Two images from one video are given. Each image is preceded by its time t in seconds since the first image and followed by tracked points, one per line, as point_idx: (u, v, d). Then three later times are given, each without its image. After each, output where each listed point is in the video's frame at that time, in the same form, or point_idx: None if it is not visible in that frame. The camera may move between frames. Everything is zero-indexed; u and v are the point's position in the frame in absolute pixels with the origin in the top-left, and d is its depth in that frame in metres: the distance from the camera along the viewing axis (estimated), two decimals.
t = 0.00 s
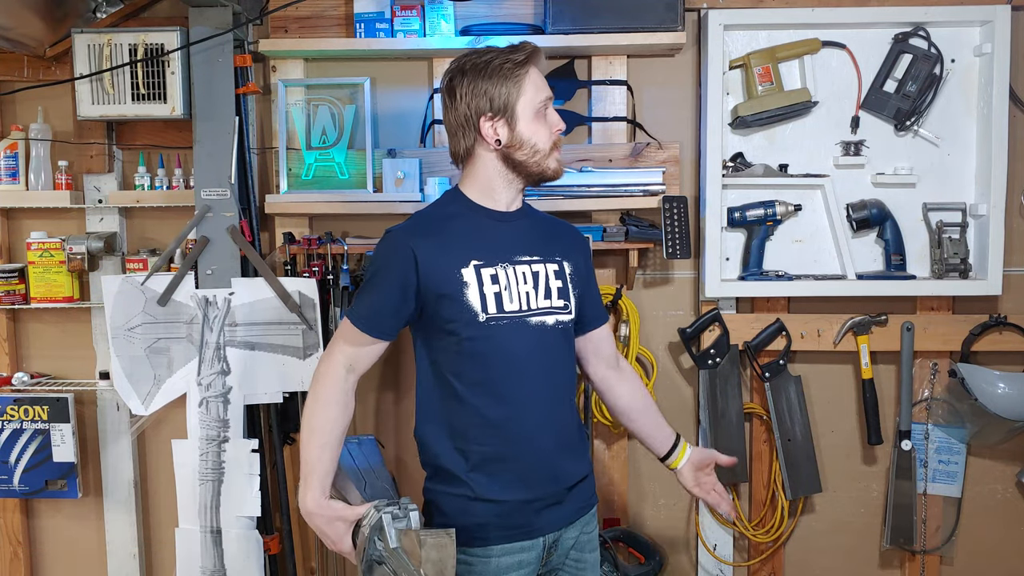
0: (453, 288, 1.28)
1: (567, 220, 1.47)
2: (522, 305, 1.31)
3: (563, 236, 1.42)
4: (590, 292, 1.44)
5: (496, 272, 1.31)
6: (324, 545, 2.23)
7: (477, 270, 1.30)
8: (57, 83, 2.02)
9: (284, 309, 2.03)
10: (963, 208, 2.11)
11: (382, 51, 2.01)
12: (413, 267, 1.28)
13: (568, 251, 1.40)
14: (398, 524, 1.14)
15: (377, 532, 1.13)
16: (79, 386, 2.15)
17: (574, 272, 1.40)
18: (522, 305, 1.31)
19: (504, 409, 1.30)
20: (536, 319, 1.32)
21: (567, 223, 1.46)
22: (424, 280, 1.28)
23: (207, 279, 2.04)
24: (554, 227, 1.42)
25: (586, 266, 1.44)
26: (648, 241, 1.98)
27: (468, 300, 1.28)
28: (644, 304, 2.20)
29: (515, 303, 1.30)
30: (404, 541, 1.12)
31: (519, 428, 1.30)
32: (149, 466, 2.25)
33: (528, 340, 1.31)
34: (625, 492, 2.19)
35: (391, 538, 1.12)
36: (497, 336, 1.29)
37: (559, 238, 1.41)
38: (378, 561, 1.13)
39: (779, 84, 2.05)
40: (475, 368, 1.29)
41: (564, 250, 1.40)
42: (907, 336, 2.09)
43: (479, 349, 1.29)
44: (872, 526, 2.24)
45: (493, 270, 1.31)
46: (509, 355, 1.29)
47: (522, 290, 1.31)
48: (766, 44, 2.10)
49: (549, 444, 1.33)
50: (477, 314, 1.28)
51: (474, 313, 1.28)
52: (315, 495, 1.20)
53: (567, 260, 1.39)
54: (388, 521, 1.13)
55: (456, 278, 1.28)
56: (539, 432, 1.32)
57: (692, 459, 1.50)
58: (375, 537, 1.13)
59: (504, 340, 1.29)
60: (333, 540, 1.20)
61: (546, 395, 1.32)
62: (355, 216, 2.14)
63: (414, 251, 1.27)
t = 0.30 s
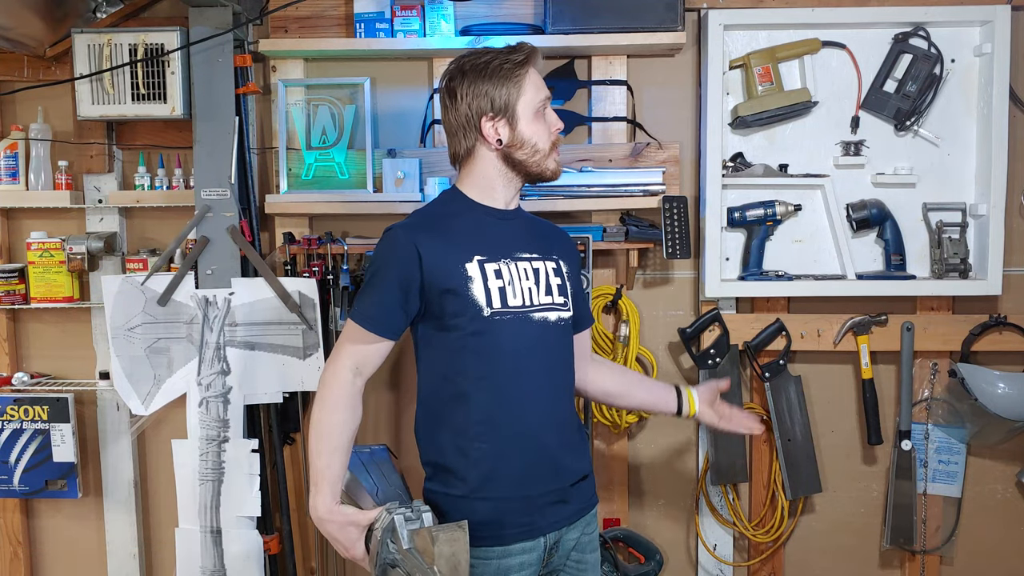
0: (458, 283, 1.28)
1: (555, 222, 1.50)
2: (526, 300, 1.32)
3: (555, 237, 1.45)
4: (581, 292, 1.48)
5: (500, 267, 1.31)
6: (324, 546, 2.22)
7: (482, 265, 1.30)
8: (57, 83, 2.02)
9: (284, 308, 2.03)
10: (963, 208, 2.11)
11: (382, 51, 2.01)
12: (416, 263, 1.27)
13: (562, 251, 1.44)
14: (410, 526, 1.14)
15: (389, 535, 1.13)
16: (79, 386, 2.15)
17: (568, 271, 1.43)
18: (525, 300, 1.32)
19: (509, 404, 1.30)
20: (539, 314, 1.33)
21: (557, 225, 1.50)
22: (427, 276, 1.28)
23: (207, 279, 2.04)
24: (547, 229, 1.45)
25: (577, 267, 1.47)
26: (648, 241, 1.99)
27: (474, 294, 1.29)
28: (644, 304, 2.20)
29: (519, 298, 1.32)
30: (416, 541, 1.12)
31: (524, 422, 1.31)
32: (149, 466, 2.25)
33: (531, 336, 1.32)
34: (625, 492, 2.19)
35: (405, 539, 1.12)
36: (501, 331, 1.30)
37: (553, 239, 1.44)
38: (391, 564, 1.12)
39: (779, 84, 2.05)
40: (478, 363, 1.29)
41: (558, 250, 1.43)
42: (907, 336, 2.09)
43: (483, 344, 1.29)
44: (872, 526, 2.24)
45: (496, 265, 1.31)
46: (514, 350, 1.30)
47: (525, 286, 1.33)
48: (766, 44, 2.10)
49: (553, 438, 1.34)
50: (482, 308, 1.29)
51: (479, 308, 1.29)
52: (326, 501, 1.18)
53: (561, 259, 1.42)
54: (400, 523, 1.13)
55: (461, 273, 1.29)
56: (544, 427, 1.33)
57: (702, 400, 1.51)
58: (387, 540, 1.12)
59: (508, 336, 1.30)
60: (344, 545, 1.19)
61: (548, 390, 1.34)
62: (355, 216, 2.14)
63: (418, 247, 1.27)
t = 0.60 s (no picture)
0: (461, 282, 1.28)
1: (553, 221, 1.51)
2: (528, 298, 1.32)
3: (554, 235, 1.45)
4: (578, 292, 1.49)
5: (502, 266, 1.32)
6: (324, 547, 2.22)
7: (484, 263, 1.30)
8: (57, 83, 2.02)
9: (285, 309, 2.03)
10: (962, 208, 2.11)
11: (382, 51, 2.01)
12: (418, 264, 1.27)
13: (561, 249, 1.44)
14: (425, 519, 1.18)
15: (405, 530, 1.16)
16: (79, 386, 2.15)
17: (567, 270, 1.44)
18: (527, 298, 1.32)
19: (512, 402, 1.30)
20: (540, 312, 1.33)
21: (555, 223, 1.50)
22: (429, 277, 1.28)
23: (207, 279, 2.04)
24: (545, 228, 1.45)
25: (575, 265, 1.48)
26: (648, 241, 1.99)
27: (476, 292, 1.29)
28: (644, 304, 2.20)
29: (521, 296, 1.32)
30: (434, 532, 1.17)
31: (527, 420, 1.31)
32: (149, 466, 2.25)
33: (533, 334, 1.32)
34: (625, 492, 2.19)
35: (421, 531, 1.16)
36: (503, 330, 1.30)
37: (551, 237, 1.44)
38: (408, 560, 1.16)
39: (779, 84, 2.05)
40: (480, 362, 1.29)
41: (556, 248, 1.43)
42: (907, 336, 2.09)
43: (485, 343, 1.29)
44: (872, 526, 2.24)
45: (498, 263, 1.32)
46: (516, 348, 1.30)
47: (527, 284, 1.33)
48: (766, 44, 2.10)
49: (557, 435, 1.34)
50: (485, 307, 1.29)
51: (482, 307, 1.29)
52: (336, 502, 1.19)
53: (561, 257, 1.43)
54: (415, 517, 1.17)
55: (463, 271, 1.29)
56: (547, 424, 1.33)
57: (688, 269, 1.69)
58: (403, 535, 1.16)
59: (510, 335, 1.30)
60: (357, 546, 1.19)
61: (551, 387, 1.34)
62: (355, 216, 2.14)
63: (419, 248, 1.27)
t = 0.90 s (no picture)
0: (459, 285, 1.28)
1: (549, 212, 1.50)
2: (527, 297, 1.32)
3: (548, 228, 1.44)
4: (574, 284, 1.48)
5: (500, 266, 1.31)
6: (324, 548, 2.22)
7: (482, 265, 1.30)
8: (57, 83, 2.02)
9: (284, 308, 2.03)
10: (963, 208, 2.11)
11: (382, 51, 2.01)
12: (416, 269, 1.28)
13: (556, 241, 1.43)
14: (431, 520, 1.21)
15: (412, 532, 1.17)
16: (79, 386, 2.15)
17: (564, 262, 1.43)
18: (527, 297, 1.32)
19: (511, 403, 1.31)
20: (541, 310, 1.33)
21: (549, 213, 1.49)
22: (427, 282, 1.28)
23: (207, 279, 2.04)
24: (540, 222, 1.45)
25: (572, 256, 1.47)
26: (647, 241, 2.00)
27: (476, 295, 1.29)
28: (645, 304, 2.20)
29: (521, 296, 1.31)
30: (441, 532, 1.19)
31: (527, 419, 1.31)
32: (149, 466, 2.25)
33: (533, 334, 1.32)
34: (625, 492, 2.19)
35: (428, 531, 1.18)
36: (505, 330, 1.30)
37: (547, 231, 1.44)
38: (417, 562, 1.17)
39: (779, 84, 2.05)
40: (482, 363, 1.30)
41: (552, 241, 1.42)
42: (907, 336, 2.09)
43: (486, 344, 1.30)
44: (872, 526, 2.24)
45: (496, 264, 1.31)
46: (516, 349, 1.30)
47: (525, 283, 1.33)
48: (766, 44, 2.10)
49: (557, 435, 1.34)
50: (486, 309, 1.29)
51: (483, 309, 1.29)
52: (341, 508, 1.22)
53: (557, 250, 1.42)
54: (421, 518, 1.19)
55: (461, 275, 1.29)
56: (550, 424, 1.33)
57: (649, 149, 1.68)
58: (410, 538, 1.17)
59: (511, 336, 1.30)
60: (365, 551, 1.21)
61: (552, 386, 1.34)
62: (355, 215, 2.14)
63: (416, 255, 1.27)
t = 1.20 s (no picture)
0: (461, 288, 1.28)
1: (546, 210, 1.51)
2: (529, 298, 1.32)
3: (546, 226, 1.45)
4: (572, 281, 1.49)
5: (501, 267, 1.31)
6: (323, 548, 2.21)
7: (482, 267, 1.30)
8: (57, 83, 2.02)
9: (284, 308, 2.03)
10: (963, 208, 2.11)
11: (382, 51, 2.01)
12: (417, 273, 1.27)
13: (555, 239, 1.43)
14: (438, 525, 1.19)
15: (418, 536, 1.18)
16: (79, 386, 2.15)
17: (563, 261, 1.43)
18: (528, 298, 1.32)
19: (512, 404, 1.30)
20: (542, 310, 1.34)
21: (545, 211, 1.49)
22: (428, 285, 1.28)
23: (207, 279, 2.04)
24: (538, 221, 1.45)
25: (570, 254, 1.47)
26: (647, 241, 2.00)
27: (477, 297, 1.29)
28: (645, 304, 2.20)
29: (522, 296, 1.32)
30: (447, 537, 1.18)
31: (529, 420, 1.31)
32: (149, 466, 2.25)
33: (535, 336, 1.32)
34: (625, 492, 2.19)
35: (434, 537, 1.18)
36: (506, 331, 1.30)
37: (546, 230, 1.44)
38: (422, 566, 1.17)
39: (779, 84, 2.05)
40: (483, 364, 1.30)
41: (551, 240, 1.43)
42: (907, 336, 2.09)
43: (488, 346, 1.30)
44: (872, 526, 2.24)
45: (496, 265, 1.31)
46: (518, 350, 1.30)
47: (526, 283, 1.33)
48: (766, 44, 2.10)
49: (559, 436, 1.34)
50: (487, 311, 1.29)
51: (485, 311, 1.29)
52: (345, 513, 1.22)
53: (556, 248, 1.42)
54: (428, 524, 1.19)
55: (462, 278, 1.29)
56: (552, 425, 1.33)
57: (633, 144, 1.69)
58: (416, 543, 1.17)
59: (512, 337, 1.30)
60: (370, 556, 1.22)
61: (554, 386, 1.34)
62: (355, 215, 2.14)
63: (416, 259, 1.27)
